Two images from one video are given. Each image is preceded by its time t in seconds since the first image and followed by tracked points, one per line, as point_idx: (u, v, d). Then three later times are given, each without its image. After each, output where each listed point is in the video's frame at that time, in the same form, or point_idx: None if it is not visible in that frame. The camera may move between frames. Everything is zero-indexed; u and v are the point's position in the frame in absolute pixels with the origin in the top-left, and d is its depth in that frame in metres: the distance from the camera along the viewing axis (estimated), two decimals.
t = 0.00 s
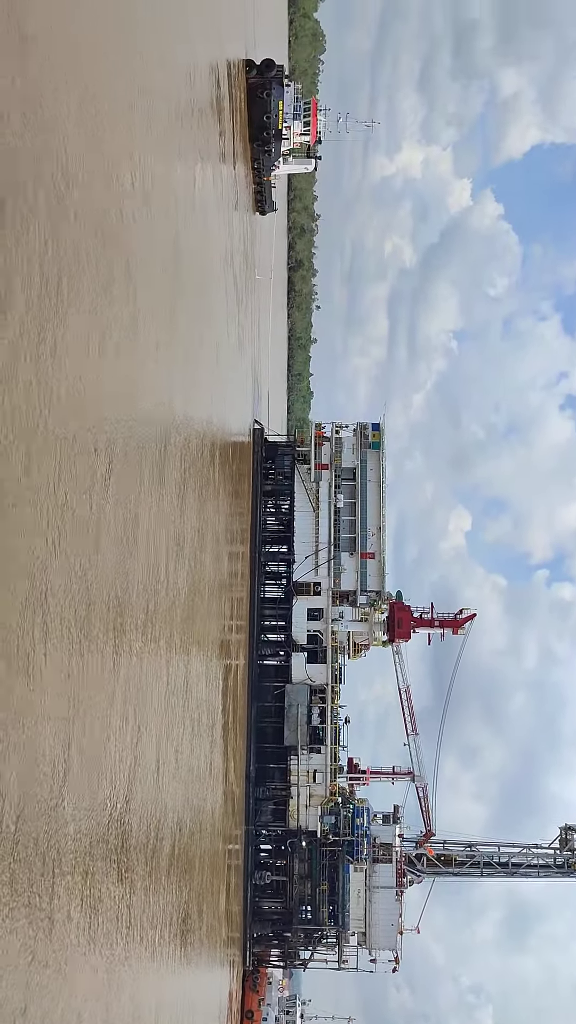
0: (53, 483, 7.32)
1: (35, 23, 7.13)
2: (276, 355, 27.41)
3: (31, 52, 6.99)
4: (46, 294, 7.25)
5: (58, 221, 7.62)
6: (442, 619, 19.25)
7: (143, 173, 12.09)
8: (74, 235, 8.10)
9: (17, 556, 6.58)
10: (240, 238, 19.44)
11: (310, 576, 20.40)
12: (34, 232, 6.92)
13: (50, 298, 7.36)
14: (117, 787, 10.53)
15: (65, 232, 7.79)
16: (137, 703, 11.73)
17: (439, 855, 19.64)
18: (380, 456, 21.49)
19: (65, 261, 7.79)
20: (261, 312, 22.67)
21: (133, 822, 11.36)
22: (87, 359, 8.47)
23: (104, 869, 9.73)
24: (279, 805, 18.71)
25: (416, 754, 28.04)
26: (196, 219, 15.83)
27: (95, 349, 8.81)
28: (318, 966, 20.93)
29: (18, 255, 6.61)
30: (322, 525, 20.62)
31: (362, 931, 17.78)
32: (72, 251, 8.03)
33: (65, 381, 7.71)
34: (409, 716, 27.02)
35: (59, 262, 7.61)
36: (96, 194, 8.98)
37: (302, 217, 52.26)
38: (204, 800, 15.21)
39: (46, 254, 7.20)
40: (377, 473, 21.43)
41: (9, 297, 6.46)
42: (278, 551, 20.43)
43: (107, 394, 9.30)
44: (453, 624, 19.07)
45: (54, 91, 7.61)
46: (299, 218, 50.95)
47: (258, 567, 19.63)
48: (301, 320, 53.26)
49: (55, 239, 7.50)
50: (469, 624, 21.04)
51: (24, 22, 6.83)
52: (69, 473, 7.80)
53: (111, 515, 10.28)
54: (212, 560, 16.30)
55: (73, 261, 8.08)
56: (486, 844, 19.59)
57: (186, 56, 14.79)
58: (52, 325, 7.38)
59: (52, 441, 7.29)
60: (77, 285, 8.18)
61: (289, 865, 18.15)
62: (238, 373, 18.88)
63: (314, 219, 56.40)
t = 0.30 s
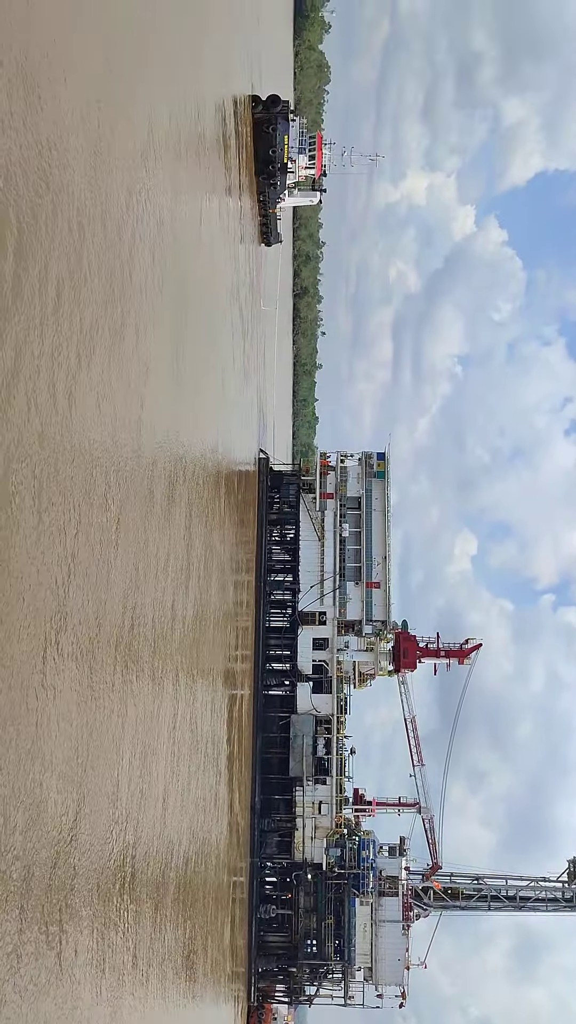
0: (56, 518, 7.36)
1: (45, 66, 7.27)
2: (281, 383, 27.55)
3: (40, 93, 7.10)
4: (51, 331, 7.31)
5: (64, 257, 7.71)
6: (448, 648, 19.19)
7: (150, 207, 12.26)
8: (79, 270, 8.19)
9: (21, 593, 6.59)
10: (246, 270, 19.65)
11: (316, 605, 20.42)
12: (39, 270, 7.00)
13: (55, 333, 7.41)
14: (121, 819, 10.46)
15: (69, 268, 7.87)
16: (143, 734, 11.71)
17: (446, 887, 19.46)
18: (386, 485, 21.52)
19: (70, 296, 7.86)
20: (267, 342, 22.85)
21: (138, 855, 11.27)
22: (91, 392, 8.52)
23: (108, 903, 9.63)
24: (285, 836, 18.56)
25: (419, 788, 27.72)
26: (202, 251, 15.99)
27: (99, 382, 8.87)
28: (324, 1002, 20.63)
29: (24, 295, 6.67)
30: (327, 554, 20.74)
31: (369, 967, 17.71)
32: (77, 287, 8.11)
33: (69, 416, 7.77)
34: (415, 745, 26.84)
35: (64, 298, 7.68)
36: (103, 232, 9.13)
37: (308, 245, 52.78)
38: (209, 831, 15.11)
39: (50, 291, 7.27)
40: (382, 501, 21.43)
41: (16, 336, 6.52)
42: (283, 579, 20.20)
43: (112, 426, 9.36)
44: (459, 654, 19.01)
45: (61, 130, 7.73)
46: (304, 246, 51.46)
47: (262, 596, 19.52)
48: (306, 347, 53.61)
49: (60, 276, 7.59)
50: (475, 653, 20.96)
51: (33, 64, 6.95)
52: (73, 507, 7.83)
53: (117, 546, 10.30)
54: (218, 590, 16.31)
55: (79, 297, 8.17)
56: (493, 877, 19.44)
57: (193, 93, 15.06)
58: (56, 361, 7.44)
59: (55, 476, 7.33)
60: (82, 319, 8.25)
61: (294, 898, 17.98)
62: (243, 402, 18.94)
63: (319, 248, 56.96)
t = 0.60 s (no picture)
0: (57, 546, 7.37)
1: (49, 100, 7.37)
2: (285, 405, 27.65)
3: (43, 127, 7.18)
4: (54, 361, 7.34)
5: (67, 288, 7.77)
6: (452, 674, 19.06)
7: (154, 237, 12.36)
8: (83, 299, 8.23)
9: (22, 625, 6.59)
10: (250, 296, 19.80)
11: (320, 629, 20.42)
12: (42, 303, 7.05)
13: (59, 367, 7.48)
14: (124, 846, 10.41)
15: (73, 298, 7.92)
16: (147, 760, 11.68)
17: (451, 915, 19.31)
18: (390, 508, 21.50)
19: (73, 326, 7.91)
20: (271, 366, 22.99)
21: (141, 882, 11.20)
22: (95, 423, 8.59)
23: (110, 932, 9.56)
24: (289, 862, 18.50)
25: (424, 813, 27.50)
26: (207, 277, 16.12)
27: (102, 410, 8.91)
28: None
29: (27, 328, 6.71)
30: (330, 577, 20.81)
31: (374, 995, 17.79)
32: (81, 317, 8.16)
33: (72, 444, 7.79)
34: (420, 770, 26.71)
35: (67, 328, 7.73)
36: (108, 266, 9.27)
37: (311, 266, 53.18)
38: (213, 856, 15.02)
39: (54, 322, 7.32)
40: (386, 525, 21.38)
41: (17, 368, 6.55)
42: (287, 604, 20.18)
43: (116, 454, 9.42)
44: (463, 681, 18.84)
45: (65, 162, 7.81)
46: (308, 268, 51.85)
47: (266, 621, 19.49)
48: (310, 368, 53.87)
49: (63, 307, 7.64)
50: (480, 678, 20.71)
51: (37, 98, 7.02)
52: (75, 536, 7.85)
53: (119, 572, 10.31)
54: (222, 614, 16.31)
55: (82, 326, 8.22)
56: (500, 905, 19.29)
57: (197, 122, 15.22)
58: (59, 391, 7.48)
59: (57, 506, 7.35)
60: (85, 349, 8.30)
61: (298, 926, 17.82)
62: (247, 427, 19.00)
63: (323, 269, 57.38)
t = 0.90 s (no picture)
0: (58, 568, 7.34)
1: (53, 121, 7.43)
2: (288, 424, 27.76)
3: (47, 150, 7.22)
4: (56, 382, 7.32)
5: (70, 307, 7.78)
6: (457, 695, 19.00)
7: (158, 262, 12.48)
8: (86, 322, 8.25)
9: (22, 647, 6.55)
10: (254, 317, 19.92)
11: (324, 650, 20.25)
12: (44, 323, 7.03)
13: (63, 396, 7.53)
14: (127, 869, 10.34)
15: (76, 324, 7.96)
16: (151, 781, 11.67)
17: (456, 940, 19.12)
18: (393, 529, 21.50)
19: (75, 349, 7.91)
20: (274, 387, 23.08)
21: (144, 905, 11.12)
22: (99, 449, 8.63)
23: (112, 958, 9.48)
24: (293, 886, 18.26)
25: (428, 837, 27.29)
26: (211, 301, 16.23)
27: (106, 436, 8.95)
28: None
29: (30, 348, 6.70)
30: (335, 598, 20.60)
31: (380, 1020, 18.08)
32: (84, 338, 8.20)
33: (72, 463, 7.76)
34: (425, 793, 26.58)
35: (69, 350, 7.74)
36: (112, 294, 9.35)
37: (315, 284, 53.49)
38: (217, 878, 14.93)
39: (57, 345, 7.35)
40: (390, 546, 21.41)
41: (20, 390, 6.54)
42: (291, 624, 20.49)
43: (118, 477, 9.44)
44: (468, 700, 18.87)
45: (69, 183, 7.84)
46: (311, 286, 52.15)
47: (272, 640, 19.73)
48: (314, 385, 54.03)
49: (65, 327, 7.64)
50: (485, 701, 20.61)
51: (41, 122, 7.08)
52: (76, 555, 7.82)
53: (123, 594, 10.31)
54: (226, 634, 16.30)
55: (85, 345, 8.21)
56: (507, 928, 19.17)
57: (202, 146, 15.37)
58: (60, 413, 7.47)
59: (58, 527, 7.33)
60: (90, 377, 8.36)
61: (302, 951, 17.72)
62: (251, 449, 19.04)
63: (326, 288, 57.67)
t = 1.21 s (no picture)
0: (60, 590, 7.35)
1: (57, 145, 7.48)
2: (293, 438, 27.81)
3: (51, 173, 7.27)
4: (59, 404, 7.35)
5: (74, 329, 7.81)
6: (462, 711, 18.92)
7: (162, 278, 12.50)
8: (90, 346, 8.32)
9: (26, 670, 6.56)
10: (259, 334, 19.99)
11: (328, 666, 20.24)
12: (48, 346, 7.06)
13: (66, 420, 7.58)
14: (131, 888, 10.31)
15: (81, 349, 8.02)
16: (154, 798, 11.64)
17: (462, 958, 19.02)
18: (398, 544, 21.49)
19: (79, 373, 7.97)
20: (279, 402, 23.14)
21: (148, 924, 11.09)
22: (103, 472, 8.68)
23: (116, 978, 9.45)
24: (297, 903, 18.21)
25: (432, 851, 27.16)
26: (215, 317, 16.28)
27: (109, 458, 9.01)
28: None
29: (35, 371, 6.74)
30: (339, 614, 20.55)
31: None
32: (87, 359, 8.23)
33: (75, 484, 7.78)
34: (430, 810, 26.45)
35: (72, 373, 7.77)
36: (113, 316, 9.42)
37: (319, 296, 53.66)
38: (221, 895, 14.88)
39: (60, 368, 7.38)
40: (395, 561, 21.39)
41: (26, 413, 6.57)
42: (295, 640, 20.36)
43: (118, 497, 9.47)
44: (473, 718, 18.76)
45: (73, 206, 7.88)
46: (316, 298, 52.32)
47: (275, 658, 19.57)
48: (318, 397, 54.10)
49: (69, 349, 7.68)
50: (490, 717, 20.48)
51: (45, 146, 7.12)
52: (79, 576, 7.82)
53: (126, 611, 10.30)
54: (230, 650, 16.30)
55: (88, 366, 8.24)
56: (513, 946, 19.08)
57: (206, 165, 15.49)
58: (64, 437, 7.53)
59: (60, 548, 7.34)
60: (94, 401, 8.43)
61: (307, 969, 17.67)
62: (255, 464, 19.06)
63: (330, 300, 57.83)
